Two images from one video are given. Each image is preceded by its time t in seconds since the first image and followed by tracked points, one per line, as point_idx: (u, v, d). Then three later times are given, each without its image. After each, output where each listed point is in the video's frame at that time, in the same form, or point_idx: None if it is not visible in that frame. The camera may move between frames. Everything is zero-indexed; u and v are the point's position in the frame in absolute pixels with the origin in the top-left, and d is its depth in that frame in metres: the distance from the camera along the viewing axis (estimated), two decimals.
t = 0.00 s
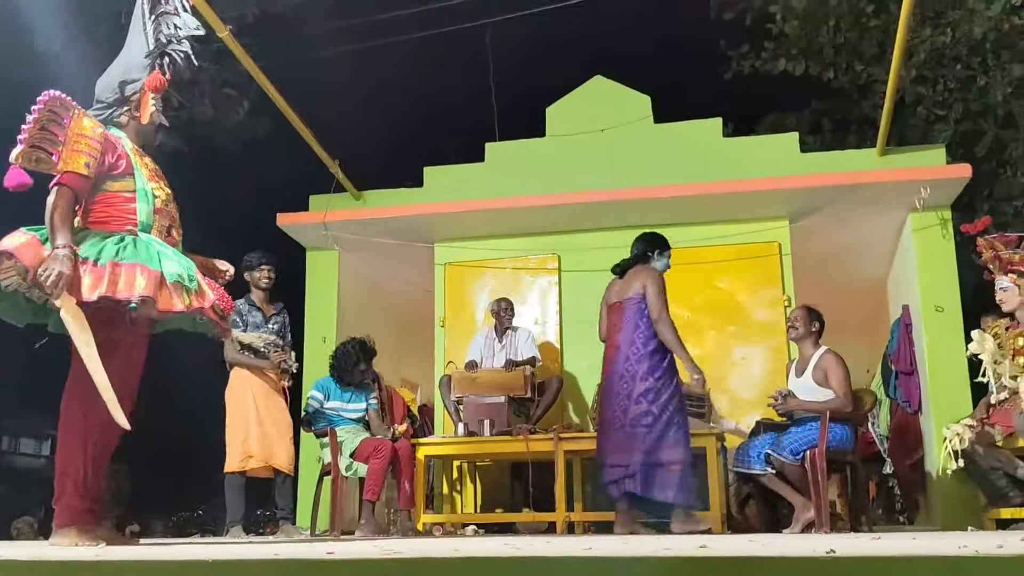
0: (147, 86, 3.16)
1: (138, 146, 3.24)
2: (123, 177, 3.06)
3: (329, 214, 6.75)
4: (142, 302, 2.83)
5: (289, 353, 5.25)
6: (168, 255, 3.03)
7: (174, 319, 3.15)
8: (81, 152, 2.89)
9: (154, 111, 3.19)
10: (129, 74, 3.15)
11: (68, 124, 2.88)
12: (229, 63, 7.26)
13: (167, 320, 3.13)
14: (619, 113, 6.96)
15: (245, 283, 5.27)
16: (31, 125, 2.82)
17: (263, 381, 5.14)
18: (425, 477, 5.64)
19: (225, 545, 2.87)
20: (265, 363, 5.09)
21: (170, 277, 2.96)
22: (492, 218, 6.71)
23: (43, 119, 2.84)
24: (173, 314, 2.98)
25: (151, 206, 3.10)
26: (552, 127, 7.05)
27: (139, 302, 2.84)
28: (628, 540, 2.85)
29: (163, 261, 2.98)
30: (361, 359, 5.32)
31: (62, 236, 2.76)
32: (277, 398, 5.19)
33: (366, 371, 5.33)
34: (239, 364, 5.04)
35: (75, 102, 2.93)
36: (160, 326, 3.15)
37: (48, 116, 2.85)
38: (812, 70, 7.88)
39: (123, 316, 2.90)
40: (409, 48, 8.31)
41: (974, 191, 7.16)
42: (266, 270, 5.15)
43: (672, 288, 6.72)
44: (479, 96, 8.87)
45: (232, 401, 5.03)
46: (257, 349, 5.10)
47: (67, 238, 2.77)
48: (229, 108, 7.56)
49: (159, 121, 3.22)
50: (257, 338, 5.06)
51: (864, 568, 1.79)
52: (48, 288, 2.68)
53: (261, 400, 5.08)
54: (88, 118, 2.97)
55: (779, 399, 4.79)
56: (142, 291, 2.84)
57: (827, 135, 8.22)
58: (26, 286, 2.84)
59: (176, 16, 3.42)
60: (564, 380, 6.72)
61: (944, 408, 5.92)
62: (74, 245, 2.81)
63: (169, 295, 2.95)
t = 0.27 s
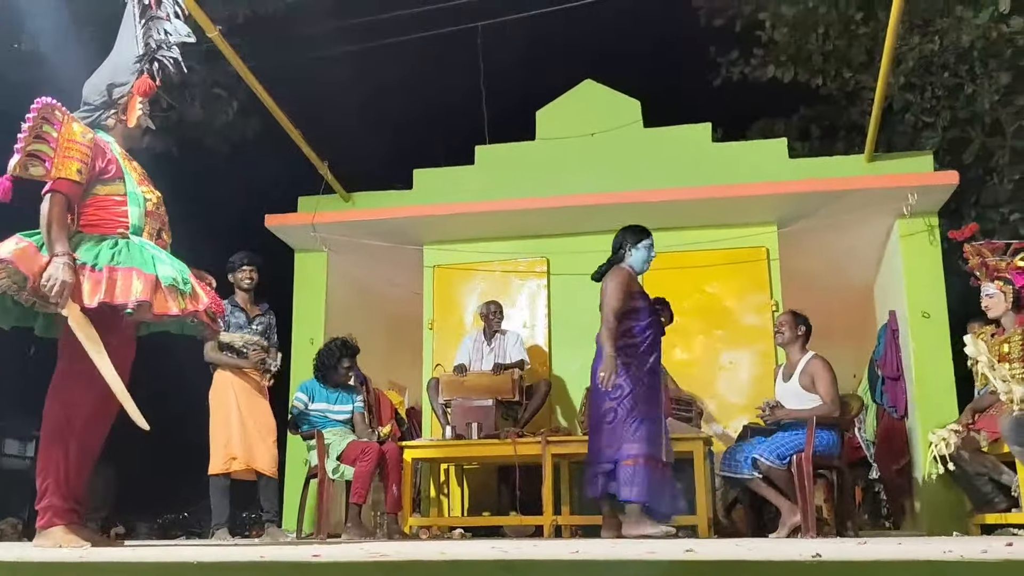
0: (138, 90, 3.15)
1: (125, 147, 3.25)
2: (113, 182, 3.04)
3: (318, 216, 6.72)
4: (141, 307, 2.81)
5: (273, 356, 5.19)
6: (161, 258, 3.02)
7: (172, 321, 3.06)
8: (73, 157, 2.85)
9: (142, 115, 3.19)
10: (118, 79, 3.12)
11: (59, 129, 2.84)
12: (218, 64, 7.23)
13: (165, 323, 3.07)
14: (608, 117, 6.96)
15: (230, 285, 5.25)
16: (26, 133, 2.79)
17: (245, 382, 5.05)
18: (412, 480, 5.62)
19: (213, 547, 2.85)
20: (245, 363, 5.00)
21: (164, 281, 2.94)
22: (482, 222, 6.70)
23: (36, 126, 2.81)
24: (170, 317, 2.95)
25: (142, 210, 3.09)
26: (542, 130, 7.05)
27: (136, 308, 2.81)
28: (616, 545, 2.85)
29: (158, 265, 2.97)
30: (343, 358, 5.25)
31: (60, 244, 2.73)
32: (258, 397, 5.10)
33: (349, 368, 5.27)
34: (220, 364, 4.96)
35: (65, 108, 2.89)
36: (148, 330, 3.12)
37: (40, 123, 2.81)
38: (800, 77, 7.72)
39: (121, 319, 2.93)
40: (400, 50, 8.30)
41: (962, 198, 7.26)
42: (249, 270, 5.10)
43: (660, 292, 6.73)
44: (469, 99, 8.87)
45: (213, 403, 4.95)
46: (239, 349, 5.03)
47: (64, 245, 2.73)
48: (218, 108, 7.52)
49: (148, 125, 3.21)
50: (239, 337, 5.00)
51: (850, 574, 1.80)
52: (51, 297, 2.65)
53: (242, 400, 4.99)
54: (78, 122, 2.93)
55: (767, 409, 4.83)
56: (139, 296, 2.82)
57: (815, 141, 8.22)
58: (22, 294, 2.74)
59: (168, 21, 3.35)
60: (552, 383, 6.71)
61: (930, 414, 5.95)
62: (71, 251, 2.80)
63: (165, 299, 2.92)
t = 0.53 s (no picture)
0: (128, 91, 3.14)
1: (115, 148, 3.24)
2: (104, 183, 3.02)
3: (310, 218, 6.71)
4: (133, 310, 2.81)
5: (260, 358, 5.24)
6: (152, 259, 3.01)
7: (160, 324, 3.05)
8: (65, 159, 2.83)
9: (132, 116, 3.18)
10: (108, 81, 3.11)
11: (51, 131, 2.82)
12: (210, 64, 7.21)
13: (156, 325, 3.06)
14: (601, 120, 6.97)
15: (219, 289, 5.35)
16: (19, 135, 2.76)
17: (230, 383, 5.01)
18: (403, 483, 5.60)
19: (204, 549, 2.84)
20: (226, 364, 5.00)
21: (155, 283, 2.94)
22: (474, 224, 6.70)
23: (30, 127, 2.78)
24: (161, 319, 2.96)
25: (133, 211, 3.09)
26: (536, 133, 7.05)
27: (128, 310, 2.81)
28: (607, 548, 2.85)
29: (149, 266, 2.97)
30: (329, 354, 5.25)
31: (55, 248, 2.71)
32: (244, 398, 5.05)
33: (334, 363, 5.25)
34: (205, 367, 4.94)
35: (57, 109, 2.87)
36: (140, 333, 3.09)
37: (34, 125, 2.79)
38: (792, 81, 7.74)
39: (112, 321, 2.92)
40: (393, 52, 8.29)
41: (952, 204, 7.28)
42: (235, 271, 5.16)
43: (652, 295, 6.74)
44: (462, 102, 8.86)
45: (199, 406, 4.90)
46: (222, 351, 5.05)
47: (57, 248, 2.71)
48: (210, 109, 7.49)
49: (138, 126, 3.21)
50: (221, 338, 5.03)
51: None
52: (44, 300, 2.63)
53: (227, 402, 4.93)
54: (69, 124, 2.91)
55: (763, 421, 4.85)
56: (131, 299, 2.81)
57: (806, 146, 8.16)
58: (11, 295, 2.71)
59: (157, 22, 3.32)
60: (544, 386, 6.70)
61: (920, 418, 5.97)
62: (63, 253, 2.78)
63: (155, 300, 2.93)
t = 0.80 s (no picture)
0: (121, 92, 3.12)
1: (110, 149, 3.21)
2: (98, 183, 3.02)
3: (306, 219, 6.70)
4: (126, 309, 2.79)
5: (254, 361, 5.20)
6: (148, 260, 3.00)
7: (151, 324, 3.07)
8: (60, 159, 2.83)
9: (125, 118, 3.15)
10: (98, 82, 3.12)
11: (46, 130, 2.82)
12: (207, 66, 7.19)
13: (151, 326, 3.05)
14: (598, 123, 6.97)
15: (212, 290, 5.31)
16: (13, 135, 2.77)
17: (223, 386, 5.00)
18: (399, 485, 5.61)
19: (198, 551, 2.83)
20: (215, 365, 4.94)
21: (149, 283, 2.92)
22: (470, 227, 6.70)
23: (25, 127, 2.79)
24: (154, 320, 2.93)
25: (128, 211, 3.06)
26: (532, 136, 7.05)
27: (120, 311, 2.79)
28: (603, 551, 2.84)
29: (144, 266, 2.95)
30: (319, 351, 5.25)
31: (48, 249, 2.70)
32: (236, 400, 5.03)
33: (325, 361, 5.26)
34: (198, 369, 4.92)
35: (53, 109, 2.87)
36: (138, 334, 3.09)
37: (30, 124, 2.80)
38: (789, 85, 7.72)
39: (105, 321, 2.92)
40: (389, 54, 8.28)
41: (949, 210, 7.32)
42: (231, 274, 5.15)
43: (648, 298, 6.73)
44: (459, 103, 8.86)
45: (193, 408, 4.89)
46: (212, 352, 4.98)
47: (50, 248, 2.71)
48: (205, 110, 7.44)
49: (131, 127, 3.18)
50: (214, 339, 4.97)
51: None
52: (35, 300, 2.61)
53: (219, 405, 4.92)
54: (64, 123, 2.91)
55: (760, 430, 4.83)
56: (124, 298, 2.79)
57: (802, 149, 8.15)
58: (6, 295, 2.73)
59: (146, 20, 3.34)
60: (540, 388, 6.70)
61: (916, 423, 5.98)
62: (56, 254, 2.78)
63: (149, 301, 2.91)
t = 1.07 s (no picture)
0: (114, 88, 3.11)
1: (107, 148, 3.20)
2: (94, 181, 3.02)
3: (304, 218, 6.69)
4: (120, 308, 2.79)
5: (251, 360, 5.20)
6: (143, 258, 3.00)
7: (151, 322, 3.03)
8: (56, 157, 2.83)
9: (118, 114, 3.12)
10: (92, 77, 3.14)
11: (43, 128, 2.83)
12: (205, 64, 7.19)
13: (147, 325, 3.05)
14: (597, 123, 6.97)
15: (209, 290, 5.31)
16: (10, 132, 2.78)
17: (222, 386, 5.00)
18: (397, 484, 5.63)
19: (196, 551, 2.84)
20: (214, 364, 4.93)
21: (144, 281, 2.92)
22: (468, 226, 6.70)
23: (21, 125, 2.79)
24: (148, 318, 2.93)
25: (123, 209, 3.07)
26: (531, 135, 7.05)
27: (115, 309, 2.79)
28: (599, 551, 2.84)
29: (139, 265, 2.95)
30: (316, 349, 5.31)
31: (43, 246, 2.69)
32: (235, 400, 5.03)
33: (322, 358, 5.31)
34: (198, 369, 4.91)
35: (49, 106, 2.87)
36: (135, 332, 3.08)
37: (27, 120, 2.80)
38: (787, 85, 7.71)
39: (100, 320, 2.92)
40: (388, 52, 8.27)
41: (946, 211, 7.30)
42: (228, 273, 5.15)
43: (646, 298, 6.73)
44: (458, 103, 8.86)
45: (190, 407, 4.89)
46: (210, 351, 4.98)
47: (46, 247, 2.70)
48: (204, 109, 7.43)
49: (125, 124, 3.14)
50: (212, 339, 4.97)
51: None
52: (31, 298, 2.61)
53: (217, 405, 4.92)
54: (61, 120, 2.90)
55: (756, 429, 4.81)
56: (118, 297, 2.79)
57: (800, 150, 8.16)
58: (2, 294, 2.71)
59: (138, 16, 3.39)
60: (538, 388, 6.71)
61: (914, 424, 5.99)
62: (51, 252, 2.78)
63: (143, 299, 2.91)
